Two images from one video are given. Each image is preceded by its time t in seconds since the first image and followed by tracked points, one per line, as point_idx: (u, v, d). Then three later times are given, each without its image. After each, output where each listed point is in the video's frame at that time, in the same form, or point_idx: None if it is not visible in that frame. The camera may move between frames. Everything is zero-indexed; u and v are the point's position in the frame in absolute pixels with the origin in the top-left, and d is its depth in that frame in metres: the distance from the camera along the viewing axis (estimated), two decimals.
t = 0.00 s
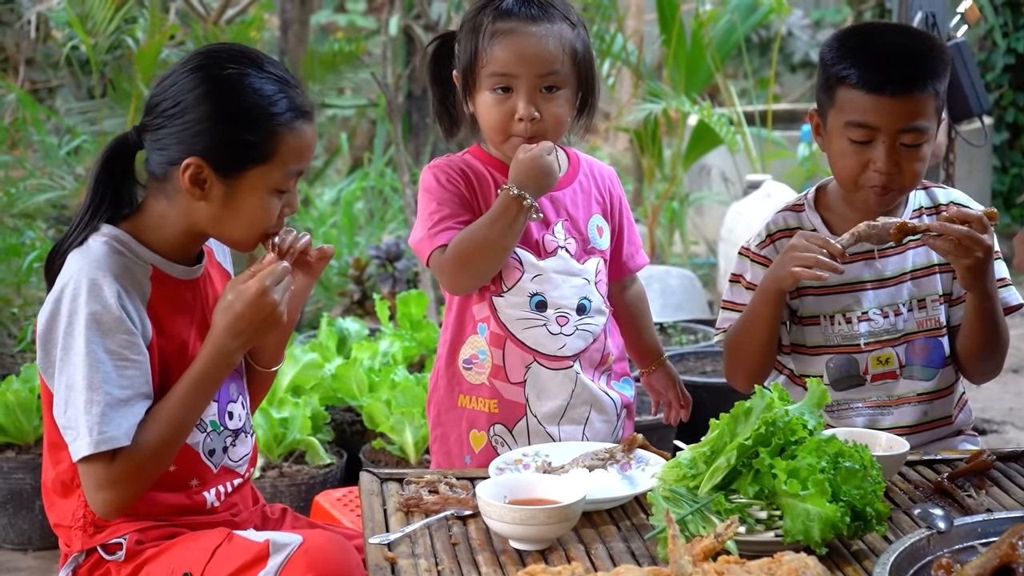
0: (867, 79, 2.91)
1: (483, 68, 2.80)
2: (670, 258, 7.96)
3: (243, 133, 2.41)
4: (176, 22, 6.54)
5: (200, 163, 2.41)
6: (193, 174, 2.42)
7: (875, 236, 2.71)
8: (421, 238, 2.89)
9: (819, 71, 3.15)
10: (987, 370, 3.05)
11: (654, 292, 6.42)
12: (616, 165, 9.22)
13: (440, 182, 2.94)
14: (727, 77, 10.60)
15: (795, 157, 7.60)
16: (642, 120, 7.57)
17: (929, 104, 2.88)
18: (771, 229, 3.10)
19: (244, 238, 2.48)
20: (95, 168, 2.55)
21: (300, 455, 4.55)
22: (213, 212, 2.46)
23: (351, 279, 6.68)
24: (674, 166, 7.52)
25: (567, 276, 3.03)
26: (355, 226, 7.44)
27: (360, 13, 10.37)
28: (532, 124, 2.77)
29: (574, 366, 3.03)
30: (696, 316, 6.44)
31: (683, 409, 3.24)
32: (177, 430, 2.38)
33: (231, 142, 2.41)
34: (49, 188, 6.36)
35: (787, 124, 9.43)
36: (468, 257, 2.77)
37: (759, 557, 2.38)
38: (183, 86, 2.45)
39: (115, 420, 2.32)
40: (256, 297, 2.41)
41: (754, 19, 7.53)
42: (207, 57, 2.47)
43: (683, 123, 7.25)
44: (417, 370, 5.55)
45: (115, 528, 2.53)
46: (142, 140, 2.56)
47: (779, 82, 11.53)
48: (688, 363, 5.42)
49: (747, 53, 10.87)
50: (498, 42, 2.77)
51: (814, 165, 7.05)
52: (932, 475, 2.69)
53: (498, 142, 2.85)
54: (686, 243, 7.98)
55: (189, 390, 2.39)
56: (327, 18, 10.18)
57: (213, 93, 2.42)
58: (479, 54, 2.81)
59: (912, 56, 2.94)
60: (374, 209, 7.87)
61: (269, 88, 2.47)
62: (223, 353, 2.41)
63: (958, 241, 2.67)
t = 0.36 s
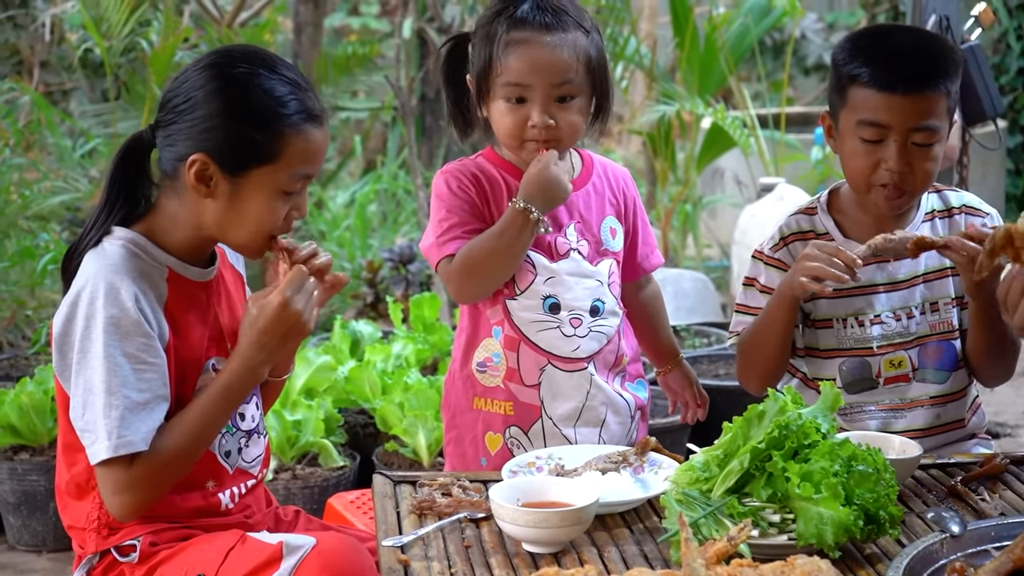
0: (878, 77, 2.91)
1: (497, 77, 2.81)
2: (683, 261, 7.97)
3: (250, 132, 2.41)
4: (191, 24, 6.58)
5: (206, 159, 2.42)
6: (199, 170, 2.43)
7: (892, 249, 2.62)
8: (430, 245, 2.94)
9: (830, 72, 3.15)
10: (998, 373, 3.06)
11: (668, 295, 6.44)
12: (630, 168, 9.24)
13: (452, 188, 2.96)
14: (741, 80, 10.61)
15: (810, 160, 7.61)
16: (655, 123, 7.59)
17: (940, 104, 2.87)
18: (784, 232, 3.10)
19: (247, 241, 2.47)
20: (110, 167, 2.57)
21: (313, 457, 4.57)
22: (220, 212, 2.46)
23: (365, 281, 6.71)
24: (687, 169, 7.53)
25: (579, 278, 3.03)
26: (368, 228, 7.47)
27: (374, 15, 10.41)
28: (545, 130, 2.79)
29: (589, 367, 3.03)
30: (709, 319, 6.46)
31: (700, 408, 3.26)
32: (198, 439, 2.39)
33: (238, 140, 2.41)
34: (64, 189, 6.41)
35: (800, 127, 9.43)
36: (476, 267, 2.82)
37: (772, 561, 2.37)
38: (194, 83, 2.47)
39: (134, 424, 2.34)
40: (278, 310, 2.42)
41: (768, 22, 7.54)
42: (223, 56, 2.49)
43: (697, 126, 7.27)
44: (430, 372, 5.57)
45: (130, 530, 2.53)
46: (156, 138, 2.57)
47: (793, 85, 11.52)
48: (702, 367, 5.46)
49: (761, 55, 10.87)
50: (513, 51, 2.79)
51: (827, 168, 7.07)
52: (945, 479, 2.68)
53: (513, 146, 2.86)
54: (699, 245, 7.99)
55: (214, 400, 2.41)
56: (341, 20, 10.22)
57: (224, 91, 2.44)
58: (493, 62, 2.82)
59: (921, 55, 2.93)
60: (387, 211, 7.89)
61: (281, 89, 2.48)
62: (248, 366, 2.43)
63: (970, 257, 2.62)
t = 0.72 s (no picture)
0: (879, 74, 2.91)
1: (515, 102, 2.82)
2: (694, 261, 7.98)
3: (260, 128, 2.42)
4: (202, 25, 6.59)
5: (218, 155, 2.43)
6: (210, 166, 2.43)
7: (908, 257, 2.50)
8: (435, 249, 3.02)
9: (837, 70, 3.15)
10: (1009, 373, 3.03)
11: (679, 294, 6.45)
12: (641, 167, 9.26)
13: (457, 194, 3.00)
14: (753, 79, 10.62)
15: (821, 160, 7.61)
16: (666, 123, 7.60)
17: (943, 101, 2.87)
18: (803, 225, 3.14)
19: (260, 236, 2.47)
20: (126, 166, 2.59)
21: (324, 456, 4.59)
22: (229, 207, 2.46)
23: (376, 281, 6.72)
24: (698, 169, 7.54)
25: (586, 278, 3.03)
26: (379, 228, 7.50)
27: (385, 14, 10.44)
28: (561, 153, 2.82)
29: (596, 366, 3.03)
30: (720, 319, 6.47)
31: (715, 405, 3.25)
32: (217, 439, 2.41)
33: (248, 134, 2.42)
34: (76, 189, 6.44)
35: (811, 126, 9.44)
36: (478, 277, 2.89)
37: (784, 560, 2.37)
38: (208, 79, 2.49)
39: (149, 424, 2.34)
40: (294, 315, 2.46)
41: (780, 21, 7.54)
42: (236, 53, 2.50)
43: (708, 125, 7.28)
44: (441, 371, 5.58)
45: (142, 528, 2.54)
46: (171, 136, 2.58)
47: (804, 85, 11.53)
48: (714, 366, 5.49)
49: (772, 55, 10.86)
50: (532, 80, 2.78)
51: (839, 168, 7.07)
52: (958, 479, 2.68)
53: (528, 163, 2.91)
54: (710, 245, 8.00)
55: (237, 402, 2.43)
56: (352, 20, 10.24)
57: (235, 87, 2.45)
58: (511, 86, 2.82)
59: (926, 52, 2.92)
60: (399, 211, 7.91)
61: (295, 87, 2.49)
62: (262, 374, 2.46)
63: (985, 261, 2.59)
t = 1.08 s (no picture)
0: (886, 71, 2.90)
1: (522, 115, 2.82)
2: (702, 257, 7.98)
3: (275, 124, 2.42)
4: (210, 21, 6.61)
5: (235, 154, 2.43)
6: (227, 164, 2.43)
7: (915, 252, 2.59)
8: (444, 245, 3.03)
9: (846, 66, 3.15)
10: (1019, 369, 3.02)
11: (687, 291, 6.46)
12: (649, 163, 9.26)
13: (466, 190, 3.01)
14: (762, 75, 10.61)
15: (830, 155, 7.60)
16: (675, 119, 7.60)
17: (950, 97, 2.86)
18: (810, 219, 3.14)
19: (282, 231, 2.48)
20: (140, 165, 2.60)
21: (333, 452, 4.61)
22: (248, 206, 2.47)
23: (385, 278, 6.74)
24: (706, 165, 7.54)
25: (590, 276, 3.03)
26: (387, 224, 7.52)
27: (394, 11, 10.45)
28: (568, 162, 2.84)
29: (598, 365, 3.04)
30: (729, 315, 6.48)
31: (724, 403, 3.28)
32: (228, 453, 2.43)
33: (261, 131, 2.42)
34: (85, 186, 6.47)
35: (820, 122, 9.43)
36: (487, 277, 2.92)
37: (792, 556, 2.37)
38: (220, 78, 2.48)
39: (158, 422, 2.35)
40: (336, 363, 2.39)
41: (789, 17, 7.52)
42: (247, 51, 2.50)
43: (717, 122, 7.28)
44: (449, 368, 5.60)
45: (151, 524, 2.54)
46: (185, 135, 2.59)
47: (813, 80, 11.52)
48: (723, 362, 5.50)
49: (781, 50, 10.85)
50: (541, 95, 2.77)
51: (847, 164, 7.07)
52: (966, 475, 2.68)
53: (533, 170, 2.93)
54: (718, 241, 7.99)
55: (253, 436, 2.43)
56: (360, 16, 10.25)
57: (248, 85, 2.45)
58: (520, 99, 2.81)
59: (936, 49, 2.92)
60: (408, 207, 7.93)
61: (309, 82, 2.49)
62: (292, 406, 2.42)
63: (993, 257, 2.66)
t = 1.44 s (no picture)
0: (902, 66, 2.90)
1: (532, 112, 2.82)
2: (714, 255, 7.98)
3: (275, 116, 2.42)
4: (221, 19, 6.62)
5: (236, 147, 2.44)
6: (229, 158, 2.44)
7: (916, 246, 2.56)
8: (453, 241, 3.03)
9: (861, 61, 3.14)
10: None
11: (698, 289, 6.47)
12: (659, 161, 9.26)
13: (475, 187, 3.01)
14: (773, 73, 10.60)
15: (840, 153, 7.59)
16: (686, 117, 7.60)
17: (965, 96, 2.86)
18: (818, 218, 3.14)
19: (286, 225, 2.48)
20: (146, 161, 2.61)
21: (344, 450, 4.63)
22: (252, 200, 2.48)
23: (396, 276, 6.75)
24: (717, 162, 7.53)
25: (599, 272, 3.03)
26: (397, 223, 7.53)
27: (404, 9, 10.46)
28: (579, 159, 2.85)
29: (607, 362, 3.04)
30: (739, 313, 6.48)
31: (730, 405, 3.26)
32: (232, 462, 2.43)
33: (264, 124, 2.42)
34: (96, 184, 6.49)
35: (831, 120, 9.42)
36: (498, 272, 2.93)
37: (803, 554, 2.37)
38: (222, 71, 2.49)
39: (161, 420, 2.35)
40: (364, 397, 2.42)
41: (800, 14, 7.51)
42: (250, 44, 2.50)
43: (728, 120, 7.27)
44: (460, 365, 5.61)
45: (161, 521, 2.55)
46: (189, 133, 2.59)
47: (824, 78, 11.51)
48: (734, 360, 5.50)
49: (792, 48, 10.83)
50: (550, 93, 2.77)
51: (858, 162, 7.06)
52: (978, 473, 2.68)
53: (543, 168, 2.93)
54: (729, 239, 7.99)
55: (266, 444, 2.44)
56: (371, 14, 10.27)
57: (251, 77, 2.46)
58: (529, 96, 2.81)
59: (950, 47, 2.92)
60: (419, 205, 7.94)
61: (311, 74, 2.49)
62: (307, 423, 2.44)
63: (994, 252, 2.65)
